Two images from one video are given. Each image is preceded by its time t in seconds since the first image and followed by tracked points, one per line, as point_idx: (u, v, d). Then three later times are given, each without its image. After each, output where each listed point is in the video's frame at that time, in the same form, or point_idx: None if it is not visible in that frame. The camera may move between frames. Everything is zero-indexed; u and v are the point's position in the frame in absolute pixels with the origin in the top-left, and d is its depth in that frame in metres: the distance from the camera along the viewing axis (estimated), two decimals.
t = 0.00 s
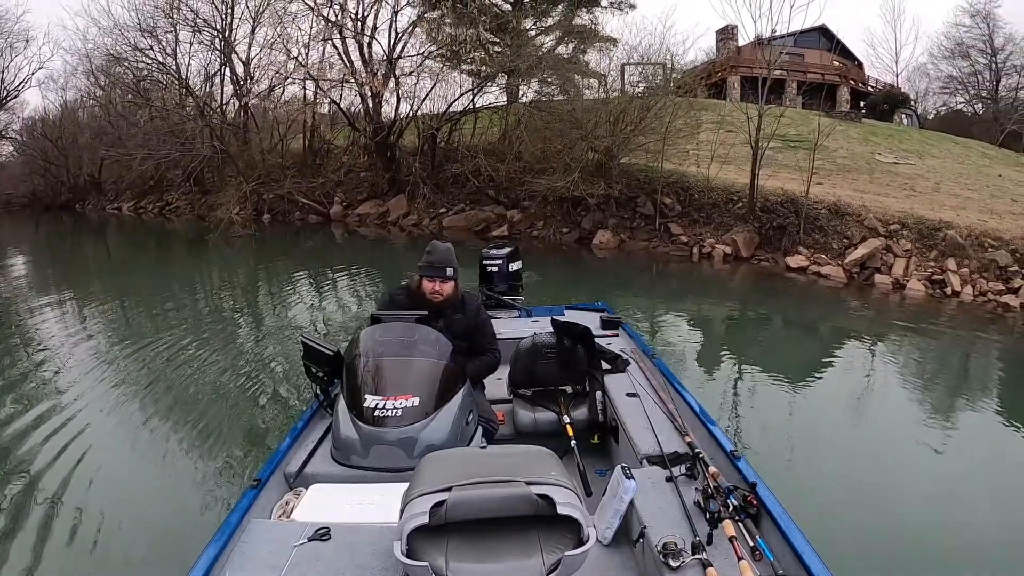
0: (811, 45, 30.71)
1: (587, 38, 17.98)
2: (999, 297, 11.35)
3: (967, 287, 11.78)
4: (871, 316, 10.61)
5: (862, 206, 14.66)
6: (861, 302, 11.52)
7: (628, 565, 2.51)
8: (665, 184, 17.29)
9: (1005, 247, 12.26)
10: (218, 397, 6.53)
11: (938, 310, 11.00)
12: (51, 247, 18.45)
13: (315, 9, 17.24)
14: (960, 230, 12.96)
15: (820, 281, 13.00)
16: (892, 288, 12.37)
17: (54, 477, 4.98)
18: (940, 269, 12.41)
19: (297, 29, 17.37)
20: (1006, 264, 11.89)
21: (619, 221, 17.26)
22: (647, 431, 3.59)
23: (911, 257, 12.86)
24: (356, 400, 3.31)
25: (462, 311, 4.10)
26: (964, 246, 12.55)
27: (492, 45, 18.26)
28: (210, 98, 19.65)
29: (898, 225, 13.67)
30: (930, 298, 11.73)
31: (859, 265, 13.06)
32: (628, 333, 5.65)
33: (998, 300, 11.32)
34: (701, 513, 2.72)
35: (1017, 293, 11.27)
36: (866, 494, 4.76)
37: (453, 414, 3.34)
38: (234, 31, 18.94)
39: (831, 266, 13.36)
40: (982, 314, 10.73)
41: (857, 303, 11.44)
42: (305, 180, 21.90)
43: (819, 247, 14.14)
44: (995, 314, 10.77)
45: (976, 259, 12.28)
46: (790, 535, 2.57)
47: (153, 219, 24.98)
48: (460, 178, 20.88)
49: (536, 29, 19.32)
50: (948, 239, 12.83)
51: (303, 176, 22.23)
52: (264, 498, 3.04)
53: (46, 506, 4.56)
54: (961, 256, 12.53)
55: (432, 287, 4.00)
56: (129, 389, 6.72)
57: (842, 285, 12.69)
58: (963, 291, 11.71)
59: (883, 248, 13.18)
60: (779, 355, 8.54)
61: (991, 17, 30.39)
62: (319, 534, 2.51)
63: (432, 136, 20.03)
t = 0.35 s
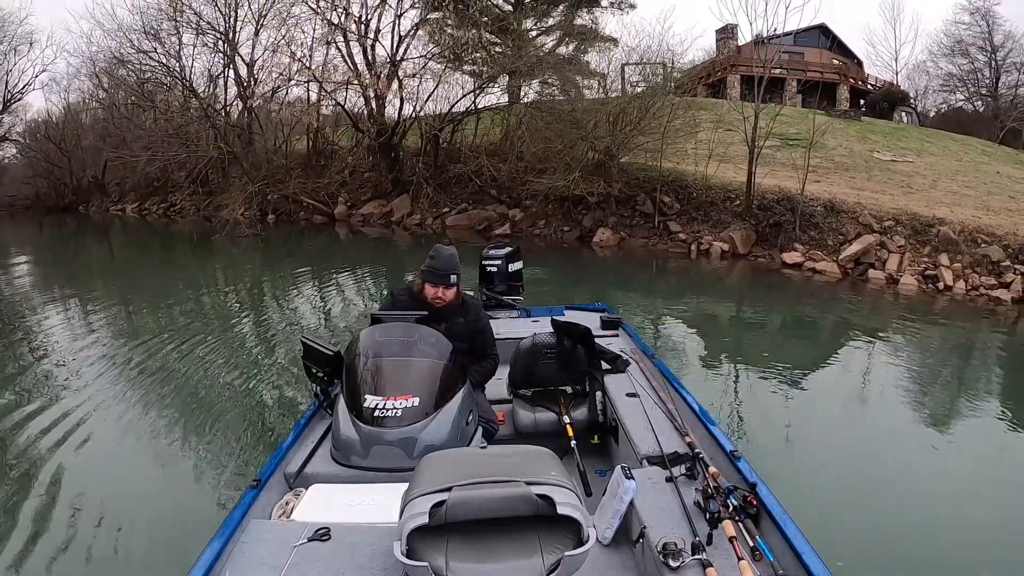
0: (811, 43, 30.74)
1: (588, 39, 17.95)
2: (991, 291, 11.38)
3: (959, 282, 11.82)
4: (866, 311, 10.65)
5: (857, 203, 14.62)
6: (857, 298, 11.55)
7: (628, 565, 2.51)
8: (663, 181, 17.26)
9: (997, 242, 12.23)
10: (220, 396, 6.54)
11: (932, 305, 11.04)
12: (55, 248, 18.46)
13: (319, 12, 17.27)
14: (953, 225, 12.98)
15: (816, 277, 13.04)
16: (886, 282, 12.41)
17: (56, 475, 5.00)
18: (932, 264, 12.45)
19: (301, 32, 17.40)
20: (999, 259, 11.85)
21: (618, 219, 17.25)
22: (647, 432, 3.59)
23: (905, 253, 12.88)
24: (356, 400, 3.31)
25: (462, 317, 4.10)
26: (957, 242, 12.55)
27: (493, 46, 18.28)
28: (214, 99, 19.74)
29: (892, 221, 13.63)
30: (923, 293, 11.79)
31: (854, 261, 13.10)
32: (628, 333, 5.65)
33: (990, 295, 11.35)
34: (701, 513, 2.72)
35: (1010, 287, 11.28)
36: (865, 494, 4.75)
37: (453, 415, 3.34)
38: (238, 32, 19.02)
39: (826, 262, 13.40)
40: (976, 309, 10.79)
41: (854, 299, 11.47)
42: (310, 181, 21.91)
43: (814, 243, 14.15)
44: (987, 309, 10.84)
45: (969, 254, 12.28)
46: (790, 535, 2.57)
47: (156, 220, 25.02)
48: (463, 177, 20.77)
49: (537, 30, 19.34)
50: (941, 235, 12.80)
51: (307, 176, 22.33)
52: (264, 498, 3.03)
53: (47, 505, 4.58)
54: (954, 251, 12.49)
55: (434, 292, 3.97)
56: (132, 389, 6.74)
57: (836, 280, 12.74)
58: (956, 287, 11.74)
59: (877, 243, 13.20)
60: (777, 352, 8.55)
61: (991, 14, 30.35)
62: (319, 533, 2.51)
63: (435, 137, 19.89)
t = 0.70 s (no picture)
0: (813, 44, 30.80)
1: (591, 40, 18.01)
2: (984, 288, 11.47)
3: (953, 279, 11.92)
4: (862, 308, 10.68)
5: (854, 202, 14.61)
6: (854, 295, 11.55)
7: (627, 566, 2.51)
8: (663, 180, 17.28)
9: (993, 241, 12.29)
10: (223, 394, 6.54)
11: (928, 303, 11.05)
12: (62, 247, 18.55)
13: (326, 14, 17.32)
14: (948, 224, 12.99)
15: (812, 274, 13.05)
16: (880, 281, 12.43)
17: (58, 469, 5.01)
18: (925, 262, 12.50)
19: (308, 35, 17.46)
20: (993, 256, 11.97)
21: (619, 219, 17.23)
22: (647, 432, 3.58)
23: (900, 252, 12.90)
24: (356, 400, 3.31)
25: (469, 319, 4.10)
26: (952, 241, 12.58)
27: (497, 47, 18.34)
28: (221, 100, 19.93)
29: (888, 220, 13.61)
30: (917, 289, 11.87)
31: (850, 259, 13.13)
32: (628, 333, 5.64)
33: (983, 293, 11.40)
34: (701, 513, 2.72)
35: (1003, 285, 11.39)
36: (865, 493, 4.74)
37: (453, 415, 3.34)
38: (245, 34, 19.11)
39: (823, 260, 13.42)
40: (969, 306, 10.85)
41: (850, 297, 11.46)
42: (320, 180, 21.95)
43: (811, 242, 14.16)
44: (980, 305, 10.89)
45: (963, 253, 12.32)
46: (789, 534, 2.57)
47: (161, 219, 25.10)
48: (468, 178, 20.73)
49: (541, 31, 19.37)
50: (937, 233, 12.83)
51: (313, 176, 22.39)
52: (264, 498, 3.03)
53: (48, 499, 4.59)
54: (949, 249, 12.54)
55: (438, 297, 3.98)
56: (136, 385, 6.75)
57: (831, 278, 12.75)
58: (950, 284, 11.86)
59: (873, 241, 13.20)
60: (776, 351, 8.54)
61: (993, 14, 30.35)
62: (319, 533, 2.52)
63: (441, 137, 19.98)
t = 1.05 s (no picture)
0: (817, 46, 30.83)
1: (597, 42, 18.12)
2: (978, 288, 11.50)
3: (948, 279, 11.95)
4: (860, 308, 10.69)
5: (853, 204, 14.62)
6: (850, 295, 11.56)
7: (627, 565, 2.51)
8: (665, 181, 17.27)
9: (987, 242, 12.27)
10: (227, 391, 6.54)
11: (924, 304, 11.04)
12: (69, 245, 18.62)
13: (337, 16, 17.36)
14: (944, 226, 12.98)
15: (809, 274, 13.05)
16: (875, 281, 12.46)
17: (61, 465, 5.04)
18: (920, 263, 12.52)
19: (319, 37, 17.58)
20: (987, 258, 11.91)
21: (622, 219, 17.20)
22: (647, 432, 3.58)
23: (896, 252, 12.90)
24: (356, 400, 3.31)
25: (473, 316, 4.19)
26: (947, 241, 12.60)
27: (504, 49, 18.39)
28: (230, 99, 20.00)
29: (886, 222, 13.63)
30: (912, 289, 11.88)
31: (847, 259, 13.13)
32: (628, 333, 5.64)
33: (977, 294, 11.43)
34: (701, 512, 2.72)
35: (997, 285, 11.42)
36: (862, 493, 4.74)
37: (453, 415, 3.35)
38: (255, 34, 19.35)
39: (821, 260, 13.42)
40: (963, 306, 10.88)
41: (849, 297, 11.45)
42: (328, 180, 21.99)
43: (810, 242, 14.15)
44: (975, 306, 10.90)
45: (957, 254, 12.33)
46: (789, 533, 2.57)
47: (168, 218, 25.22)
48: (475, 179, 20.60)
49: (547, 33, 19.39)
50: (932, 235, 12.82)
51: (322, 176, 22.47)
52: (264, 498, 3.03)
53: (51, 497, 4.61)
54: (944, 250, 12.56)
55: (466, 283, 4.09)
56: (140, 381, 6.76)
57: (828, 278, 12.77)
58: (944, 284, 11.89)
59: (869, 242, 13.20)
60: (777, 351, 8.54)
61: (998, 18, 30.28)
62: (319, 533, 2.51)
63: (448, 139, 20.03)
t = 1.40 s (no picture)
0: (822, 46, 30.83)
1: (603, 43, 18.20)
2: (974, 285, 11.55)
3: (944, 276, 11.97)
4: (860, 306, 10.69)
5: (854, 203, 14.58)
6: (850, 292, 11.59)
7: (628, 566, 2.51)
8: (669, 180, 17.18)
9: (986, 240, 12.21)
10: (227, 389, 6.52)
11: (921, 300, 11.08)
12: (80, 243, 18.77)
13: (346, 20, 17.45)
14: (941, 224, 12.93)
15: (809, 272, 13.08)
16: (871, 278, 12.51)
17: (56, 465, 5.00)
18: (916, 259, 12.56)
19: (330, 40, 17.68)
20: (985, 255, 11.88)
21: (626, 218, 17.19)
22: (647, 432, 3.58)
23: (893, 249, 12.91)
24: (356, 400, 3.32)
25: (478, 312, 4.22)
26: (946, 239, 12.54)
27: (511, 49, 18.43)
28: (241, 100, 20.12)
29: (885, 220, 13.58)
30: (909, 286, 11.91)
31: (847, 257, 13.17)
32: (628, 333, 5.63)
33: (974, 291, 11.46)
34: (701, 512, 2.72)
35: (992, 282, 11.47)
36: (861, 492, 4.75)
37: (453, 414, 3.34)
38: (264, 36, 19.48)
39: (821, 257, 13.45)
40: (959, 303, 10.93)
41: (850, 293, 11.47)
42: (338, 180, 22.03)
43: (810, 241, 14.15)
44: (970, 302, 10.96)
45: (954, 251, 12.32)
46: (789, 534, 2.57)
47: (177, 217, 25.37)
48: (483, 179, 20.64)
49: (553, 33, 19.41)
50: (931, 232, 12.78)
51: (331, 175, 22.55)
52: (264, 498, 3.03)
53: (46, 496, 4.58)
54: (943, 248, 12.51)
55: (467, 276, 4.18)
56: (141, 380, 6.76)
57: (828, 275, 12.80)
58: (941, 280, 11.91)
59: (868, 240, 13.22)
60: (779, 349, 8.54)
61: (1004, 17, 30.21)
62: (319, 533, 2.51)
63: (456, 139, 20.03)
